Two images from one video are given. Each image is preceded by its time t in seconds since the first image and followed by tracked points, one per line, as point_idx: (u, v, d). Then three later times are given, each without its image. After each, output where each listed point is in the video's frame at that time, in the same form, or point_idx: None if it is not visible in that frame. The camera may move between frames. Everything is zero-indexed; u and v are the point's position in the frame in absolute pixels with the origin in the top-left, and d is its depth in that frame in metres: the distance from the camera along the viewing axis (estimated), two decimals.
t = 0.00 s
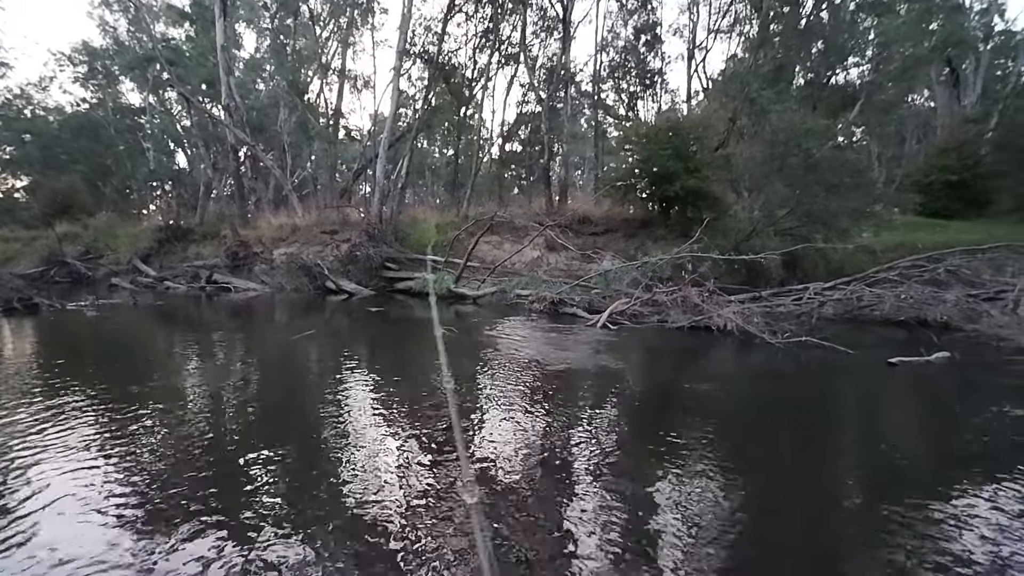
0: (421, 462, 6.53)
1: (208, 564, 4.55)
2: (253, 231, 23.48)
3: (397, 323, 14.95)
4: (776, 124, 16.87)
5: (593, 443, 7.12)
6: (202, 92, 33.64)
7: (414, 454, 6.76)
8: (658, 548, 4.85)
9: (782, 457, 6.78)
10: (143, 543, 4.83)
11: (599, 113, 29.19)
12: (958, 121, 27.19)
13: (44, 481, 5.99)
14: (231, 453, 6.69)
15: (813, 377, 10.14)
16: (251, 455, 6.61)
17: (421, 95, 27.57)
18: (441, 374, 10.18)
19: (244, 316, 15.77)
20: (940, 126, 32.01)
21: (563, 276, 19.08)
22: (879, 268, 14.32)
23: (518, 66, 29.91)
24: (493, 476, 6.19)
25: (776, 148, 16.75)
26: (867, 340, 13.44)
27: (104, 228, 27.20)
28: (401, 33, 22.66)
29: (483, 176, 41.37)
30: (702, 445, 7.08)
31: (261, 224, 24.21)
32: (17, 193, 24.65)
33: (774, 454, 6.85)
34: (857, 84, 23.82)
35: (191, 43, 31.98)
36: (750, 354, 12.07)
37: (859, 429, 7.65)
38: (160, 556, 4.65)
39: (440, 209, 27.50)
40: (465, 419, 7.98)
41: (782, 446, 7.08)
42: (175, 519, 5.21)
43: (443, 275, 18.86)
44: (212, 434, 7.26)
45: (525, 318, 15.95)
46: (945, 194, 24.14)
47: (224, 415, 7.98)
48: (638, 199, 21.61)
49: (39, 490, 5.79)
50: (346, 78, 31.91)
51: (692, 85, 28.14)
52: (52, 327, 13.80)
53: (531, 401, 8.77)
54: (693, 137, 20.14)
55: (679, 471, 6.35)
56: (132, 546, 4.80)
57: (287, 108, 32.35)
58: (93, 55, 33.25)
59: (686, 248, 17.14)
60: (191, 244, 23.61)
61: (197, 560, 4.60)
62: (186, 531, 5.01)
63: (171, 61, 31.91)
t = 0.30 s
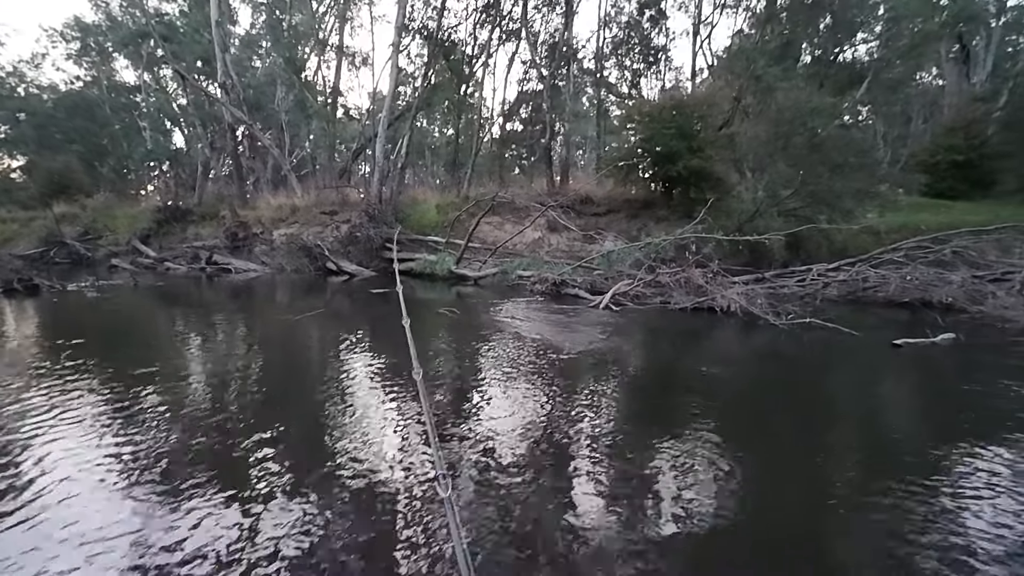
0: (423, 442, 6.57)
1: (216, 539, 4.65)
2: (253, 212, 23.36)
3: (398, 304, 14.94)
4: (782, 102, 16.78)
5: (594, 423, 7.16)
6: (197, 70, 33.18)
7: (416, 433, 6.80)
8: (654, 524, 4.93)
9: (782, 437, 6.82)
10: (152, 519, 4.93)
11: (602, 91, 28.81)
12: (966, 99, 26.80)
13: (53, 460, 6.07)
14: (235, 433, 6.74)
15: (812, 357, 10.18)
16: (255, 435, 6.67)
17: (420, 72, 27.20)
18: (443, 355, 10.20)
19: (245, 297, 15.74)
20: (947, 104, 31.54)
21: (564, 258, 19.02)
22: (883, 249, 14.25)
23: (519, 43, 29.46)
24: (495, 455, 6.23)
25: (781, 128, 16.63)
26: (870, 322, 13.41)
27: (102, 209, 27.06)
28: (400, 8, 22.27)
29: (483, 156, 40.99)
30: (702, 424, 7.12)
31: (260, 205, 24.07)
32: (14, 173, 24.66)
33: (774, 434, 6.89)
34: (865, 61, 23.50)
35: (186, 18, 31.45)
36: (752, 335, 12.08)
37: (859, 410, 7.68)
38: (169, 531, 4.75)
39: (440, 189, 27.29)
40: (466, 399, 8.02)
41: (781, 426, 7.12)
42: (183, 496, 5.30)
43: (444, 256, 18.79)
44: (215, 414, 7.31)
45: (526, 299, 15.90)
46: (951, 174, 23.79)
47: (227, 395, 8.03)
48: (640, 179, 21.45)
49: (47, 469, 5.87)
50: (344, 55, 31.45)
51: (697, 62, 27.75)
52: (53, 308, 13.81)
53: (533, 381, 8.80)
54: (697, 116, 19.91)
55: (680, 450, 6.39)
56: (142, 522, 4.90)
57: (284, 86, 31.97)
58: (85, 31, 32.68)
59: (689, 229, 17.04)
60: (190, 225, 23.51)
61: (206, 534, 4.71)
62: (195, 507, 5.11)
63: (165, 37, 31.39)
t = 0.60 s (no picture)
0: (429, 424, 6.64)
1: (222, 518, 4.74)
2: (253, 194, 23.24)
3: (402, 288, 14.91)
4: (791, 82, 16.41)
5: (599, 405, 7.22)
6: (194, 49, 32.68)
7: (422, 415, 6.88)
8: (655, 507, 4.98)
9: (785, 418, 6.89)
10: (159, 500, 5.02)
11: (605, 71, 28.43)
12: (976, 79, 26.38)
13: (63, 442, 6.15)
14: (243, 416, 6.81)
15: (815, 341, 10.17)
16: (264, 417, 6.76)
17: (421, 52, 26.82)
18: (450, 338, 10.22)
19: (248, 280, 15.70)
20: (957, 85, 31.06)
21: (568, 241, 18.94)
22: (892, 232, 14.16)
23: (521, 21, 28.99)
24: (500, 437, 6.31)
25: (789, 110, 16.36)
26: (878, 306, 13.38)
27: (101, 191, 26.89)
28: None
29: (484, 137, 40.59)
30: (706, 407, 7.19)
31: (260, 187, 23.93)
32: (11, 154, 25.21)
33: (777, 415, 6.97)
34: (874, 40, 23.09)
35: None
36: (759, 318, 12.09)
37: (859, 393, 7.74)
38: (176, 511, 4.85)
39: (442, 171, 27.08)
40: (472, 381, 8.07)
41: (783, 407, 7.20)
42: (190, 477, 5.39)
43: (447, 240, 18.71)
44: (221, 397, 7.39)
45: (531, 283, 15.90)
46: (960, 155, 23.52)
47: (235, 378, 8.09)
48: (644, 161, 21.29)
49: (58, 451, 5.95)
50: (344, 34, 30.96)
51: (703, 41, 27.35)
52: (57, 291, 13.80)
53: (537, 364, 8.86)
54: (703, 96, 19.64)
55: (683, 431, 6.47)
56: (150, 502, 4.99)
57: (283, 65, 31.58)
58: (78, 9, 32.09)
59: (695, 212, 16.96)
60: (191, 208, 23.41)
61: (213, 514, 4.81)
62: (202, 488, 5.20)
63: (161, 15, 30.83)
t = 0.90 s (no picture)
0: (432, 411, 6.69)
1: (225, 511, 4.71)
2: (253, 181, 23.15)
3: (405, 275, 14.90)
4: (797, 67, 16.27)
5: (601, 392, 7.26)
6: (191, 33, 32.29)
7: (426, 402, 6.93)
8: (661, 498, 4.96)
9: (785, 405, 6.94)
10: (163, 492, 4.99)
11: (608, 56, 28.14)
12: (983, 64, 26.09)
13: (67, 431, 6.16)
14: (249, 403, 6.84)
15: (820, 329, 10.16)
16: (269, 404, 6.81)
17: (421, 36, 26.53)
18: (454, 326, 10.25)
19: (250, 268, 15.66)
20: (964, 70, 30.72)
21: (570, 228, 18.91)
22: (899, 219, 14.11)
23: (523, 5, 28.64)
24: (502, 424, 6.36)
25: (795, 96, 16.23)
26: (883, 293, 13.38)
27: (99, 178, 26.76)
28: None
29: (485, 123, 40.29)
30: (708, 394, 7.24)
31: (260, 174, 23.83)
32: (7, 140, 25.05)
33: (777, 402, 7.02)
34: (881, 24, 22.83)
35: None
36: (765, 306, 12.10)
37: (859, 380, 7.78)
38: (179, 504, 4.81)
39: (442, 158, 26.95)
40: (475, 369, 8.11)
41: (783, 394, 7.25)
42: (194, 468, 5.37)
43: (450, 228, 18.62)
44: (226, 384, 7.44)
45: (535, 270, 15.90)
46: (966, 142, 23.33)
47: (240, 365, 8.13)
48: (646, 147, 21.27)
49: (64, 438, 5.99)
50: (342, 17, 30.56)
51: (707, 26, 27.12)
52: (58, 279, 13.78)
53: (540, 352, 8.91)
54: (708, 81, 19.42)
55: (684, 419, 6.52)
56: (153, 494, 4.97)
57: (282, 49, 31.27)
58: None
59: (701, 199, 16.90)
60: (190, 194, 23.32)
61: (215, 506, 4.77)
62: (207, 479, 5.18)
63: None
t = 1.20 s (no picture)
0: (432, 404, 6.69)
1: (226, 507, 4.67)
2: (251, 174, 23.08)
3: (405, 269, 14.88)
4: (800, 59, 16.17)
5: (600, 386, 7.26)
6: (188, 24, 32.04)
7: (425, 396, 6.92)
8: (664, 492, 4.97)
9: (785, 399, 6.94)
10: (164, 488, 4.95)
11: (608, 48, 27.99)
12: (986, 57, 25.98)
13: (68, 426, 6.13)
14: (250, 397, 6.83)
15: (821, 323, 10.16)
16: (268, 397, 6.81)
17: (420, 27, 26.37)
18: (454, 320, 10.25)
19: (249, 262, 15.61)
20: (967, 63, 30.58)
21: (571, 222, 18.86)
22: (902, 213, 14.09)
23: None
24: (501, 417, 6.36)
25: (798, 89, 16.14)
26: (885, 288, 13.38)
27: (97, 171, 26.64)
28: None
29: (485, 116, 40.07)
30: (707, 388, 7.24)
31: (259, 167, 23.76)
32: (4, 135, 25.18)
33: (777, 396, 7.02)
34: (883, 16, 22.80)
35: None
36: (767, 301, 12.08)
37: (858, 374, 7.79)
38: (180, 500, 4.77)
39: (441, 151, 26.85)
40: (475, 362, 8.11)
41: (782, 388, 7.25)
42: (197, 464, 5.34)
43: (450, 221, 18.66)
44: (226, 378, 7.43)
45: (536, 265, 15.88)
46: (968, 136, 23.24)
47: (239, 359, 8.12)
48: (647, 141, 21.27)
49: (64, 432, 5.99)
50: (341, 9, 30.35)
51: (709, 18, 26.99)
52: (57, 273, 13.73)
53: (540, 346, 8.90)
54: (710, 74, 19.37)
55: (684, 413, 6.53)
56: (154, 490, 4.92)
57: (280, 41, 31.06)
58: None
59: (703, 193, 16.84)
60: (189, 188, 23.25)
61: (216, 503, 4.73)
62: (209, 475, 5.14)
63: None
